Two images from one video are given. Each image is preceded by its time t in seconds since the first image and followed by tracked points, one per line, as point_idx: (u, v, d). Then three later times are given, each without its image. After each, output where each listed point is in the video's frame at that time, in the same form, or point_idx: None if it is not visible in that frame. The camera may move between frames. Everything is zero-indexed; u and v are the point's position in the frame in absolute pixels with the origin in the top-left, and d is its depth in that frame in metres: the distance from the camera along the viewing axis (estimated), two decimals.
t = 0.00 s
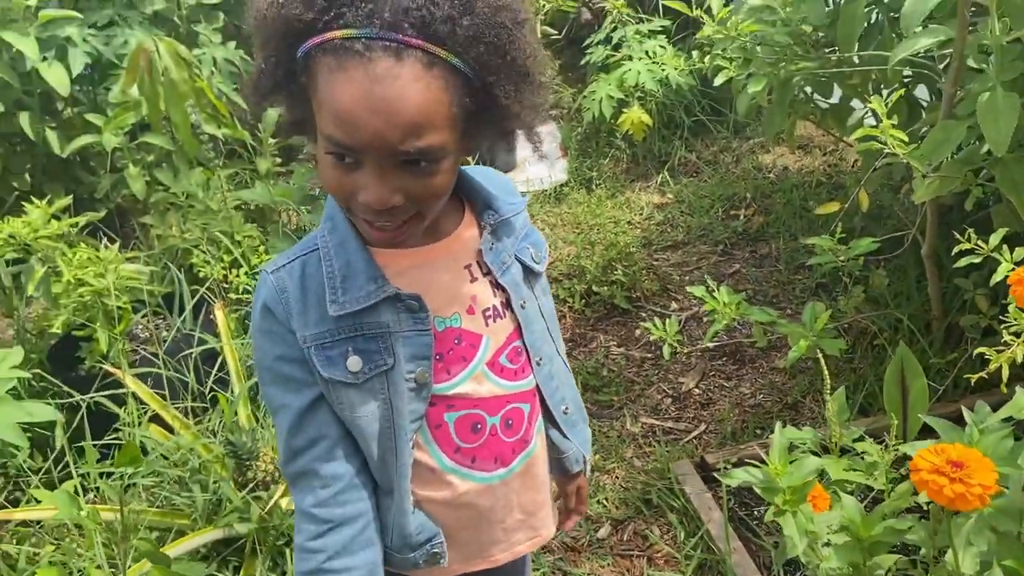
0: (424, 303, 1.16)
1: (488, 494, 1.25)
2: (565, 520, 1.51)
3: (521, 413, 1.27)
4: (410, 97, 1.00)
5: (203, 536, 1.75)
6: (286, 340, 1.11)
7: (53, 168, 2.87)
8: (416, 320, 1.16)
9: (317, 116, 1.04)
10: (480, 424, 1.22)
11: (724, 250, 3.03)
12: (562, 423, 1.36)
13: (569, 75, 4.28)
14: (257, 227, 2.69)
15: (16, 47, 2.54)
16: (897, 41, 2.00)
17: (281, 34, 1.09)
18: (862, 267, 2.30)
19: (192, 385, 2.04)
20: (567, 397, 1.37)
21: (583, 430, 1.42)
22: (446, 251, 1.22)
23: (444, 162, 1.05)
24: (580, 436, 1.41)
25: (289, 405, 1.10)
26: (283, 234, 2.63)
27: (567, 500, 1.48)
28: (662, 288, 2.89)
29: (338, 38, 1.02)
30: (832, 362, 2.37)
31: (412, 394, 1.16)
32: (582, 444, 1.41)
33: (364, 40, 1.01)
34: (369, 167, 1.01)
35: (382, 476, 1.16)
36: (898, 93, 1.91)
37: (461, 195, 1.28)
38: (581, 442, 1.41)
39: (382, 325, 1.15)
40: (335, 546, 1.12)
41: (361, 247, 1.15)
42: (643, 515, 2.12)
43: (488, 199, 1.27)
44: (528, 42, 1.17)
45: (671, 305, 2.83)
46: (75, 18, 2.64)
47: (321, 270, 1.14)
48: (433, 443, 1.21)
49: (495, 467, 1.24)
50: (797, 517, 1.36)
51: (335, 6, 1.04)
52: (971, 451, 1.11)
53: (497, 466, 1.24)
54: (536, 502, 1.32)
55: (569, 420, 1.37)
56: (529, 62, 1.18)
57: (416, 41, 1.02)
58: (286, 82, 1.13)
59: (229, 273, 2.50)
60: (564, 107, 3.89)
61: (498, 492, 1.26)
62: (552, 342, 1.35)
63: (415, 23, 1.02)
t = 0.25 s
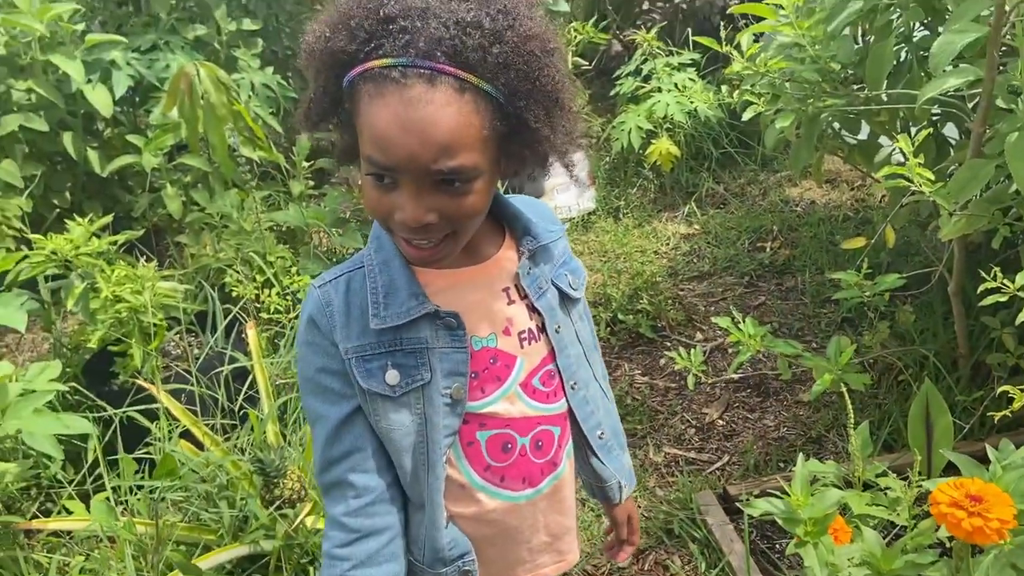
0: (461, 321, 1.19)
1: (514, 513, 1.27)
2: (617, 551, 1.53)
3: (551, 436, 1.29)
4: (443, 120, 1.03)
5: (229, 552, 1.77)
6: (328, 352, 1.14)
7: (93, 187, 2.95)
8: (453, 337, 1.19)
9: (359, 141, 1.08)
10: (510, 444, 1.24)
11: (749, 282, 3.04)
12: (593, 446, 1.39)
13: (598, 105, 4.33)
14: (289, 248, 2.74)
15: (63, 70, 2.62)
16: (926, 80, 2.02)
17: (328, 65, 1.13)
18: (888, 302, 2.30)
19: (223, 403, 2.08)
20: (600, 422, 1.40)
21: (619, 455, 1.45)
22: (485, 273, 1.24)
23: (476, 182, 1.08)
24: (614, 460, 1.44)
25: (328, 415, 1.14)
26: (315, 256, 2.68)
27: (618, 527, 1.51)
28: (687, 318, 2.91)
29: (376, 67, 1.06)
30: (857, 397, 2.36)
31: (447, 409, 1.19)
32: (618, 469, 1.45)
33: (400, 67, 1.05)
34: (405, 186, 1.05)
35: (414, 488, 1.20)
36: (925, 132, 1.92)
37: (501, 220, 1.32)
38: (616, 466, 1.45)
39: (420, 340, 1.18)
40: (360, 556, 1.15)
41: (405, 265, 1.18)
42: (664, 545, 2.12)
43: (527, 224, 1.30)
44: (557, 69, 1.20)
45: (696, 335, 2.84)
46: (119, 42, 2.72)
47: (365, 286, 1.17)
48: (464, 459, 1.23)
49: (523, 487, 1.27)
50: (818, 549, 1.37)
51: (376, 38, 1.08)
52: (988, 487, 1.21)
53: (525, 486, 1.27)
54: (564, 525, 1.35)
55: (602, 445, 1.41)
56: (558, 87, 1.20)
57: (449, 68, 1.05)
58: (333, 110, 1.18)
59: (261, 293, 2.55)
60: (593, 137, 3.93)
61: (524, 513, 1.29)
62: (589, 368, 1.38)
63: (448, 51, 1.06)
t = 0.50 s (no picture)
0: (472, 333, 1.20)
1: (519, 527, 1.28)
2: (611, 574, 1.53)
3: (559, 450, 1.29)
4: (456, 132, 1.05)
5: (233, 562, 1.78)
6: (342, 361, 1.16)
7: (106, 197, 2.98)
8: (465, 348, 1.20)
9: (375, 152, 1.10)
10: (518, 457, 1.25)
11: (756, 303, 3.05)
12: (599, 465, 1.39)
13: (608, 125, 4.36)
14: (298, 261, 2.76)
15: (79, 81, 2.66)
16: (934, 106, 2.05)
17: (348, 78, 1.15)
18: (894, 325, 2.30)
19: (230, 413, 2.09)
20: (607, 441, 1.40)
21: (623, 475, 1.45)
22: (497, 287, 1.26)
23: (488, 194, 1.10)
24: (618, 480, 1.44)
25: (342, 423, 1.16)
26: (323, 268, 2.70)
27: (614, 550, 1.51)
28: (693, 338, 2.91)
29: (392, 80, 1.08)
30: (863, 420, 2.36)
31: (457, 419, 1.20)
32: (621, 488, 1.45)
33: (416, 80, 1.06)
34: (418, 196, 1.06)
35: (427, 497, 1.21)
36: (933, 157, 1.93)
37: (515, 236, 1.33)
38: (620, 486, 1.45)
39: (432, 350, 1.19)
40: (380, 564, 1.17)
41: (419, 276, 1.19)
42: (668, 565, 2.12)
43: (541, 241, 1.31)
44: (569, 86, 1.21)
45: (703, 355, 2.85)
46: (135, 55, 2.76)
47: (380, 296, 1.19)
48: (472, 471, 1.24)
49: (529, 500, 1.27)
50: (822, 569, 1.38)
51: (393, 52, 1.10)
52: (992, 509, 1.24)
53: (531, 500, 1.27)
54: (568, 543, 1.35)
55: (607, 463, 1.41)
56: (570, 103, 1.22)
57: (463, 81, 1.07)
58: (352, 121, 1.20)
59: (270, 304, 2.56)
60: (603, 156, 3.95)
61: (529, 526, 1.29)
62: (597, 386, 1.39)
63: (462, 66, 1.07)
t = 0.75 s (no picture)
0: (476, 343, 1.21)
1: (520, 536, 1.28)
2: None
3: (560, 460, 1.30)
4: (466, 142, 1.06)
5: (231, 568, 1.77)
6: (345, 370, 1.16)
7: (110, 201, 2.99)
8: (468, 358, 1.20)
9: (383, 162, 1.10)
10: (520, 467, 1.25)
11: (757, 317, 3.06)
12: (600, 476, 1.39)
13: (612, 138, 4.38)
14: (301, 268, 2.77)
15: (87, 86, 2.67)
16: (938, 123, 2.05)
17: (357, 87, 1.16)
18: (895, 341, 2.30)
19: (231, 419, 2.10)
20: (607, 451, 1.40)
21: (622, 486, 1.45)
22: (500, 298, 1.26)
23: (496, 204, 1.10)
24: (617, 490, 1.44)
25: (344, 432, 1.16)
26: (326, 276, 2.70)
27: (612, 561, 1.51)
28: (694, 351, 2.91)
29: (402, 89, 1.09)
30: (862, 436, 2.36)
31: (460, 429, 1.21)
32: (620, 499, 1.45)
33: (426, 90, 1.07)
34: (427, 206, 1.07)
35: (428, 506, 1.21)
36: (935, 174, 1.94)
37: (519, 247, 1.34)
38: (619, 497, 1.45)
39: (436, 360, 1.19)
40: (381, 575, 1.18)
41: (423, 286, 1.20)
42: None
43: (544, 252, 1.32)
44: (577, 98, 1.22)
45: (703, 368, 2.85)
46: (143, 60, 2.78)
47: (384, 305, 1.19)
48: (473, 480, 1.24)
49: (529, 510, 1.27)
50: None
51: (404, 62, 1.11)
52: (992, 525, 1.24)
53: (532, 510, 1.27)
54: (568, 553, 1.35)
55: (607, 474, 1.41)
56: (578, 115, 1.23)
57: (473, 92, 1.08)
58: (360, 130, 1.21)
59: (273, 310, 2.56)
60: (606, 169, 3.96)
61: (530, 536, 1.29)
62: (598, 397, 1.39)
63: (472, 77, 1.08)
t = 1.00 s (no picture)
0: (487, 349, 1.21)
1: (529, 541, 1.28)
2: None
3: (570, 466, 1.30)
4: (483, 148, 1.06)
5: (237, 570, 1.76)
6: (356, 375, 1.16)
7: (118, 203, 3.00)
8: (479, 363, 1.20)
9: (399, 167, 1.10)
10: (530, 472, 1.25)
11: (763, 327, 3.05)
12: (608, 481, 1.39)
13: (618, 146, 4.38)
14: (308, 272, 2.77)
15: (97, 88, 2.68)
16: (947, 134, 2.05)
17: (371, 92, 1.16)
18: (903, 352, 2.30)
19: (237, 421, 2.10)
20: (615, 456, 1.40)
21: (630, 491, 1.45)
22: (511, 303, 1.26)
23: (510, 210, 1.11)
24: (625, 495, 1.44)
25: (354, 437, 1.16)
26: (333, 280, 2.71)
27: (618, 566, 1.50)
28: (700, 360, 2.91)
29: (419, 95, 1.09)
30: (869, 447, 2.35)
31: (470, 434, 1.20)
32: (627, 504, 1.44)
33: (443, 96, 1.07)
34: (442, 211, 1.07)
35: (437, 511, 1.21)
36: (946, 185, 1.94)
37: (529, 253, 1.34)
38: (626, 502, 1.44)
39: (447, 366, 1.19)
40: None
41: (435, 290, 1.20)
42: None
43: (554, 257, 1.32)
44: (593, 104, 1.22)
45: (709, 377, 2.84)
46: (153, 63, 2.79)
47: (395, 309, 1.19)
48: (483, 485, 1.24)
49: (539, 516, 1.27)
50: None
51: (419, 68, 1.11)
52: (1006, 537, 1.24)
53: (541, 515, 1.27)
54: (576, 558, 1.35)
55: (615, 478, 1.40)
56: (594, 122, 1.23)
57: (489, 98, 1.08)
58: (374, 135, 1.21)
59: (279, 314, 2.56)
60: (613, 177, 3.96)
61: (539, 541, 1.29)
62: (607, 402, 1.38)
63: (489, 82, 1.09)
